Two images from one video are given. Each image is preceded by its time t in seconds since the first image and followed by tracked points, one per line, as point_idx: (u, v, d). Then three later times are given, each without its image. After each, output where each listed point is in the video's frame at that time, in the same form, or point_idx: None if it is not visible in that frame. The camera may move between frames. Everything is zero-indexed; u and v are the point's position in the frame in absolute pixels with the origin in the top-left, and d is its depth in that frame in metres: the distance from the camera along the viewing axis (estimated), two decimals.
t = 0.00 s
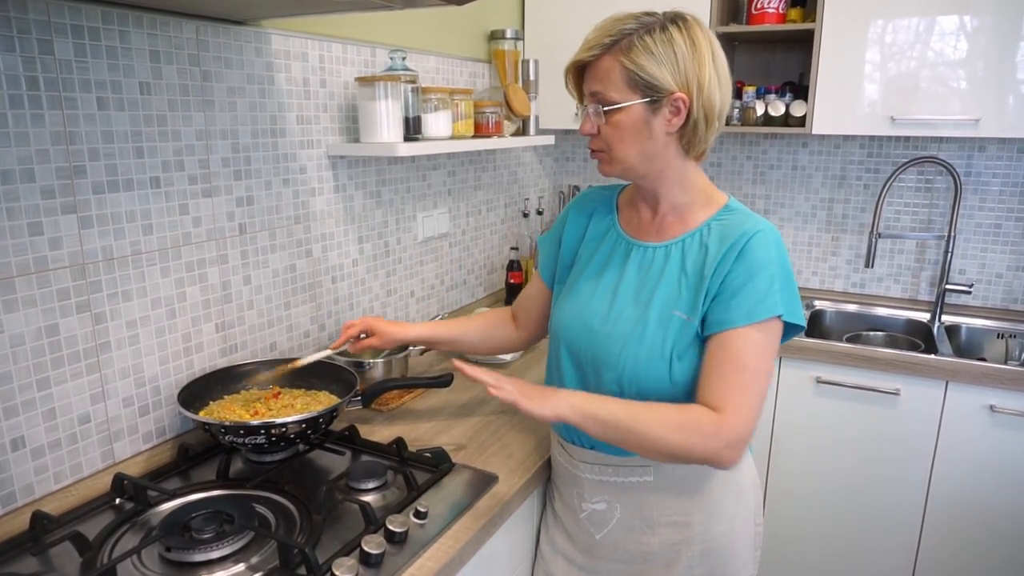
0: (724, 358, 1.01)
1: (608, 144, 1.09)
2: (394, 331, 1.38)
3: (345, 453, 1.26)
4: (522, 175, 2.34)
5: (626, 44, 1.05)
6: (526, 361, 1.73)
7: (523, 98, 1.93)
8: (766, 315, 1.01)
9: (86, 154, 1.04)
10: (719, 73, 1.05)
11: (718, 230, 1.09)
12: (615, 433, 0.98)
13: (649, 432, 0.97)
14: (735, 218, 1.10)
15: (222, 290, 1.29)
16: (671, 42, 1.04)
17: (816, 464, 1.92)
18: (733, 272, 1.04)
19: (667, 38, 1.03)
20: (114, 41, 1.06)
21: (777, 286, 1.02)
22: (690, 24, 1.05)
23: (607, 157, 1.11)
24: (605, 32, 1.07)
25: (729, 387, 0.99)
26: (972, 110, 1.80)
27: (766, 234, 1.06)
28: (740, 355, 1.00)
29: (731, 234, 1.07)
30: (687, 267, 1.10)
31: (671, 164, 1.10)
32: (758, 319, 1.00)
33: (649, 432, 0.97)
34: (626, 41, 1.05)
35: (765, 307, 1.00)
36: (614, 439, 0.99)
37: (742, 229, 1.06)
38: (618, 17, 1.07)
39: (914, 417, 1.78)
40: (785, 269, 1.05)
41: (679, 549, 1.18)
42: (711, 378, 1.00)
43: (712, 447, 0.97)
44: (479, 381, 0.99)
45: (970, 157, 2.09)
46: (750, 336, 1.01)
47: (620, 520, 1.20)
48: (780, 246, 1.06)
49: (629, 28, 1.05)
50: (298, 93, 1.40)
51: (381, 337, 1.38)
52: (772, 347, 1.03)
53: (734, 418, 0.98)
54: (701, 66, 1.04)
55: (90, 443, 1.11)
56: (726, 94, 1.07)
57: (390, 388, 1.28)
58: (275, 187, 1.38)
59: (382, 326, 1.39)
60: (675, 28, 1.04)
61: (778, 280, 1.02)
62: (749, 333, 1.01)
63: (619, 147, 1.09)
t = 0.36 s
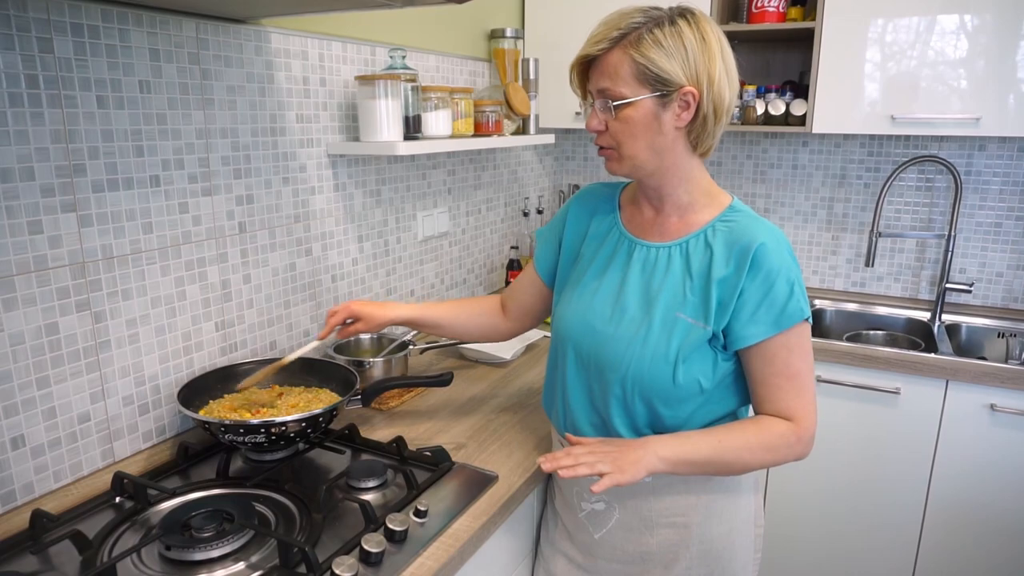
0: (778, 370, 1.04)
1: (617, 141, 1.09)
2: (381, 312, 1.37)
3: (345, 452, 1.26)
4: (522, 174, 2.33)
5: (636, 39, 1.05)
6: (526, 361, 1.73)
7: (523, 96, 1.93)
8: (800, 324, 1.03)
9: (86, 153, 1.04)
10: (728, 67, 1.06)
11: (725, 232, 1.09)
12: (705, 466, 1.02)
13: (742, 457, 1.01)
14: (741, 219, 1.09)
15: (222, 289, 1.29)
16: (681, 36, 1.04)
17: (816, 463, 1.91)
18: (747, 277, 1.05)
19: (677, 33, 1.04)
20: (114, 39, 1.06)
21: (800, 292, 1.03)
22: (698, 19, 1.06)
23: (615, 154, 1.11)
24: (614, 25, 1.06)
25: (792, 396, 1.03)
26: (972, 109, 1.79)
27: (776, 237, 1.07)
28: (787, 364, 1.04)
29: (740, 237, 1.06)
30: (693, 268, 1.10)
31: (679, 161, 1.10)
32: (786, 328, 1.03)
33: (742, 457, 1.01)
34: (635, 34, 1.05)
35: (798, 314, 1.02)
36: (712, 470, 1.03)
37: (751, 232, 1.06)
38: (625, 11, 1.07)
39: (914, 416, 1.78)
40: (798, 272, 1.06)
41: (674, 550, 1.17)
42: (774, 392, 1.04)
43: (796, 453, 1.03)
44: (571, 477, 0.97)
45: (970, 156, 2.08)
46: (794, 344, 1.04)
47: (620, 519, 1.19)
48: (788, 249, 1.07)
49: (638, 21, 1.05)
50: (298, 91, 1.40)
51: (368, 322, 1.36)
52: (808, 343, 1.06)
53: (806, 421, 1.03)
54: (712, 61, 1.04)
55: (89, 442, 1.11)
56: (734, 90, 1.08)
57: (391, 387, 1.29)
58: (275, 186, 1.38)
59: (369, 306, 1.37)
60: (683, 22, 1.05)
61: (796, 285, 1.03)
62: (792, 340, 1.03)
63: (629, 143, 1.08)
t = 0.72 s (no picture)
0: (787, 371, 1.05)
1: (617, 153, 1.09)
2: (390, 327, 1.37)
3: (346, 451, 1.26)
4: (522, 173, 2.34)
5: (622, 51, 1.05)
6: (526, 360, 1.73)
7: (523, 96, 1.93)
8: (808, 326, 1.04)
9: (86, 152, 1.04)
10: (720, 65, 1.05)
11: (730, 234, 1.09)
12: (718, 470, 1.04)
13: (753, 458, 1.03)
14: (746, 221, 1.09)
15: (222, 288, 1.29)
16: (668, 41, 1.04)
17: (815, 462, 1.91)
18: (753, 280, 1.05)
19: (664, 39, 1.03)
20: (114, 39, 1.06)
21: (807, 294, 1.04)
22: (682, 20, 1.05)
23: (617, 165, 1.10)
24: (600, 41, 1.07)
25: (802, 396, 1.05)
26: (972, 109, 1.80)
27: (782, 239, 1.07)
28: (795, 365, 1.05)
29: (745, 240, 1.06)
30: (697, 271, 1.10)
31: (681, 163, 1.10)
32: (793, 330, 1.03)
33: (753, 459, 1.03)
34: (622, 47, 1.05)
35: (806, 317, 1.03)
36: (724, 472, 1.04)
37: (756, 234, 1.06)
38: (610, 25, 1.07)
39: (914, 416, 1.78)
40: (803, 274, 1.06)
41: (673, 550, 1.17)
42: (784, 393, 1.06)
43: (805, 450, 1.05)
44: (598, 508, 0.96)
45: (970, 155, 2.09)
46: (801, 346, 1.04)
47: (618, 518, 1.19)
48: (794, 251, 1.07)
49: (623, 33, 1.05)
50: (298, 91, 1.40)
51: (379, 336, 1.36)
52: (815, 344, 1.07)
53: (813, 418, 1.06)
54: (701, 62, 1.04)
55: (90, 441, 1.11)
56: (729, 86, 1.07)
57: (391, 386, 1.29)
58: (275, 185, 1.38)
59: (375, 321, 1.37)
60: (668, 27, 1.05)
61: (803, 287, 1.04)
62: (800, 343, 1.04)
63: (628, 154, 1.08)
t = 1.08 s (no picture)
0: (791, 373, 1.03)
1: (627, 136, 1.10)
2: (416, 307, 1.41)
3: (345, 451, 1.26)
4: (522, 173, 2.34)
5: (650, 34, 1.06)
6: (526, 360, 1.73)
7: (523, 96, 1.93)
8: (816, 326, 1.02)
9: (86, 152, 1.04)
10: (743, 68, 1.06)
11: (739, 230, 1.08)
12: (713, 467, 1.02)
13: (752, 458, 1.01)
14: (755, 218, 1.08)
15: (222, 288, 1.29)
16: (695, 33, 1.04)
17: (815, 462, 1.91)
18: (760, 276, 1.04)
19: (691, 29, 1.04)
20: (114, 39, 1.06)
21: (816, 292, 1.02)
22: (713, 18, 1.06)
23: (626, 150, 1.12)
24: (630, 22, 1.07)
25: (806, 400, 1.03)
26: (972, 109, 1.79)
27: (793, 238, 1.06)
28: (800, 367, 1.03)
29: (754, 235, 1.06)
30: (705, 266, 1.09)
31: (692, 159, 1.10)
32: (799, 329, 1.01)
33: (752, 459, 1.01)
34: (650, 32, 1.06)
35: (814, 316, 1.01)
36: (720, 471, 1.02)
37: (764, 230, 1.05)
38: (643, 9, 1.08)
39: (914, 415, 1.78)
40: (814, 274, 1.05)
41: (671, 550, 1.17)
42: (787, 395, 1.03)
43: (807, 458, 1.02)
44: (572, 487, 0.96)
45: (971, 155, 2.08)
46: (807, 347, 1.03)
47: (609, 520, 1.20)
48: (804, 250, 1.05)
49: (653, 18, 1.06)
50: (298, 91, 1.40)
51: (404, 316, 1.41)
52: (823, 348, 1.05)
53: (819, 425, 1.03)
54: (724, 60, 1.04)
55: (89, 441, 1.11)
56: (749, 90, 1.07)
57: (391, 386, 1.29)
58: (275, 186, 1.38)
59: (404, 301, 1.41)
60: (698, 20, 1.05)
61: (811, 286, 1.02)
62: (806, 343, 1.02)
63: (639, 139, 1.09)
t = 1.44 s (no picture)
0: (762, 355, 1.00)
1: (638, 120, 1.07)
2: (418, 325, 1.40)
3: (345, 452, 1.26)
4: (522, 174, 2.34)
5: (664, 28, 1.09)
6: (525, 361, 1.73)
7: (523, 97, 1.93)
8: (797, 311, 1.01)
9: (86, 154, 1.04)
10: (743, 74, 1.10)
11: (736, 222, 1.08)
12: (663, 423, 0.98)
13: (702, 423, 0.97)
14: (750, 211, 1.08)
15: (222, 290, 1.29)
16: (705, 32, 1.08)
17: (814, 462, 1.92)
18: (751, 263, 1.03)
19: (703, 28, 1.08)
20: (114, 41, 1.06)
21: (806, 278, 1.01)
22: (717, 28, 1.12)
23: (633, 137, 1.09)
24: (642, 18, 1.10)
25: (773, 384, 0.99)
26: (972, 109, 1.80)
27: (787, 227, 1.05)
28: (774, 351, 1.00)
29: (749, 225, 1.06)
30: (702, 258, 1.09)
31: (696, 155, 1.10)
32: (785, 313, 1.00)
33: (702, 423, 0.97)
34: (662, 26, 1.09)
35: (801, 300, 1.00)
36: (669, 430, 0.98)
37: (757, 222, 1.05)
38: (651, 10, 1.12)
39: (914, 416, 1.78)
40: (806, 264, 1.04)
41: (668, 551, 1.17)
42: (754, 376, 1.00)
43: (762, 444, 0.98)
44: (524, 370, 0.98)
45: (970, 155, 2.09)
46: (788, 332, 1.01)
47: (604, 523, 1.20)
48: (797, 240, 1.04)
49: (664, 17, 1.10)
50: (298, 92, 1.40)
51: (406, 331, 1.39)
52: (804, 338, 1.02)
53: (780, 413, 0.99)
54: (731, 60, 1.08)
55: (89, 442, 1.11)
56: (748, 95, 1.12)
57: (390, 387, 1.28)
58: (275, 187, 1.38)
59: (405, 317, 1.41)
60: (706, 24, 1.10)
61: (800, 269, 1.01)
62: (788, 329, 1.01)
63: (651, 124, 1.06)
